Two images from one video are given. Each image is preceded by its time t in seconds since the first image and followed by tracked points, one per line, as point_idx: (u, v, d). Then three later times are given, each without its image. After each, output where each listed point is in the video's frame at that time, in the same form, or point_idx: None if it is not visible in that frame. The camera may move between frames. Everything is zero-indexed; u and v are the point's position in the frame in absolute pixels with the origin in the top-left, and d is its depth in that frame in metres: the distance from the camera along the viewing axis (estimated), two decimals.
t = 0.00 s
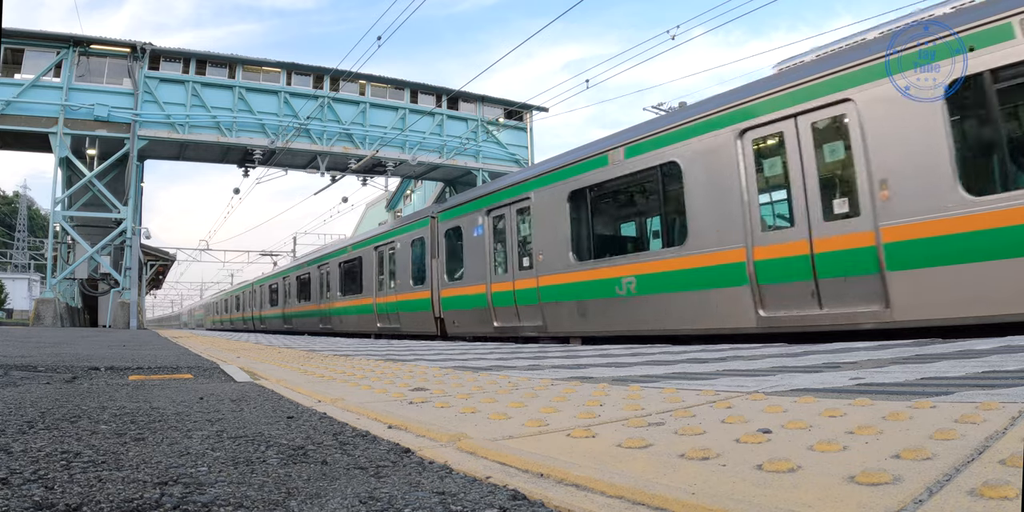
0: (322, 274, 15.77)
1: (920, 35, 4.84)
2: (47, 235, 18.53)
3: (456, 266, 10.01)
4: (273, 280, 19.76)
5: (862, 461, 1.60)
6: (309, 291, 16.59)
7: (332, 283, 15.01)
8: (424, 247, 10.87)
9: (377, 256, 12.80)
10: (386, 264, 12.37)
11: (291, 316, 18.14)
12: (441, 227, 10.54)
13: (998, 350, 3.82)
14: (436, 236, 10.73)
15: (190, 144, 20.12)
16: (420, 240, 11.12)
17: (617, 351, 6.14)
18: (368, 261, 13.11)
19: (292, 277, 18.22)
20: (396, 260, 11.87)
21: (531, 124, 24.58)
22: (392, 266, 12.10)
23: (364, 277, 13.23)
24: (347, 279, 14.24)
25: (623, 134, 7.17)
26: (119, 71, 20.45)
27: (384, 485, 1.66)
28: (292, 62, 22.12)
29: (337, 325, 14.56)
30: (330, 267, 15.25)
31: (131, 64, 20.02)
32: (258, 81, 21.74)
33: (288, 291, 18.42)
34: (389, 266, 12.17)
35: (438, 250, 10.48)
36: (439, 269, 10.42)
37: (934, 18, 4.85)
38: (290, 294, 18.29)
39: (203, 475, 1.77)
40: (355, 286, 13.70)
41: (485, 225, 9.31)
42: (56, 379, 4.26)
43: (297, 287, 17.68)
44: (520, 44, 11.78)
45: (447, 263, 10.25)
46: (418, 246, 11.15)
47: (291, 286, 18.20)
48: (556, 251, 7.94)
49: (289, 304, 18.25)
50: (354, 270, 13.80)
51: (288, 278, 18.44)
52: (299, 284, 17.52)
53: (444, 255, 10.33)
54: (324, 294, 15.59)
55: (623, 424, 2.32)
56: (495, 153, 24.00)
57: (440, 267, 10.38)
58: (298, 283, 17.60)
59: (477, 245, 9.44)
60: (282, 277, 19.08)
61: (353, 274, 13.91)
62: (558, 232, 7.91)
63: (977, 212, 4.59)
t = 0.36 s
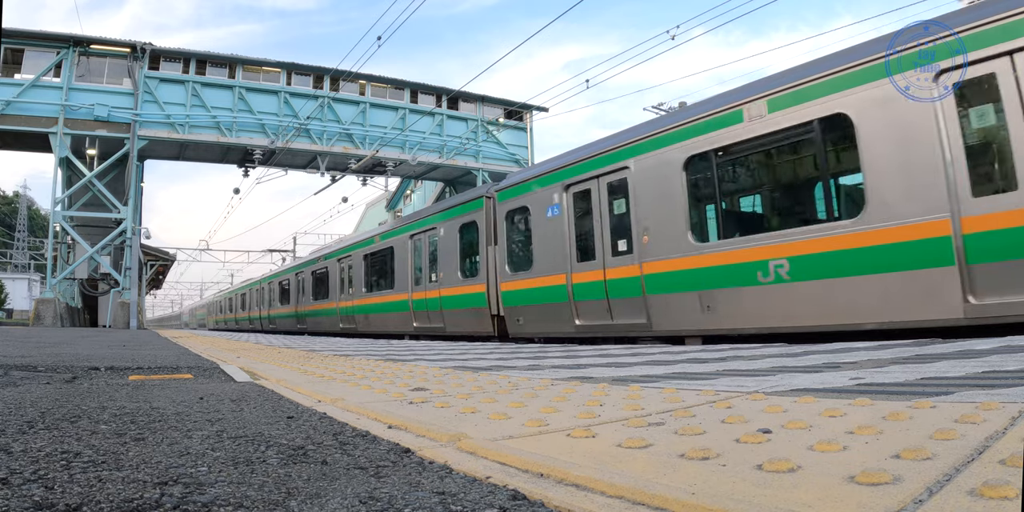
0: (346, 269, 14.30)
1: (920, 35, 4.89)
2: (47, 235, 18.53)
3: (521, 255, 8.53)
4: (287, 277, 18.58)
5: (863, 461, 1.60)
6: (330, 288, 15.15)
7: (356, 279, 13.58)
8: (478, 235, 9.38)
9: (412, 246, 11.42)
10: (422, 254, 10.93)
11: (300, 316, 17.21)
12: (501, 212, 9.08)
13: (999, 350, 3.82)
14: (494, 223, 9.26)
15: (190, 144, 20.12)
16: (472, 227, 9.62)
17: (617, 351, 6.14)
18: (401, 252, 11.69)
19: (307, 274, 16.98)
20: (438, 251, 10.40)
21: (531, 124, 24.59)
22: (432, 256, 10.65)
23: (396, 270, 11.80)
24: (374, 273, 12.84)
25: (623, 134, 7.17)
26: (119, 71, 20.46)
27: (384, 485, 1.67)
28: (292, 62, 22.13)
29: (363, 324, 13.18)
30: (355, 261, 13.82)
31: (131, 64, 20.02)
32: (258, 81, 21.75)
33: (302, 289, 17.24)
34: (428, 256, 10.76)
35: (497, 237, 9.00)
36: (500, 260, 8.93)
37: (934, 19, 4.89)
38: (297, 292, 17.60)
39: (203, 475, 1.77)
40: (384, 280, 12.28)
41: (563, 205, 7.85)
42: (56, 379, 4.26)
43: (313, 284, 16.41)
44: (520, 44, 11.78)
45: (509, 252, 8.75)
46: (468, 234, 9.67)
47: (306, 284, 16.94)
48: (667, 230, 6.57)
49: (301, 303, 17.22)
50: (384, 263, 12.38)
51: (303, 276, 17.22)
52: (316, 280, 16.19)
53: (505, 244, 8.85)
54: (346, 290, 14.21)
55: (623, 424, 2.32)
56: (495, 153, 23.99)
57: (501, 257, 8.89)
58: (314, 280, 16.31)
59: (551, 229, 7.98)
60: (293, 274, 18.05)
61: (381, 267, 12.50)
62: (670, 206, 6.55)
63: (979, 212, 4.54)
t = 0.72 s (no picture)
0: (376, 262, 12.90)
1: (920, 35, 4.89)
2: (47, 235, 18.53)
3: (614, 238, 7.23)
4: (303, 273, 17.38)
5: (863, 461, 1.60)
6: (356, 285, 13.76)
7: (388, 275, 12.20)
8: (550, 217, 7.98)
9: (459, 233, 10.05)
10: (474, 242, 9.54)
11: (318, 316, 16.04)
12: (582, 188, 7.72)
13: (999, 350, 3.82)
14: (572, 202, 7.90)
15: (190, 144, 20.11)
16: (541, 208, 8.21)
17: (617, 351, 6.14)
18: (444, 242, 10.32)
19: (327, 269, 15.75)
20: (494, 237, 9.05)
21: (531, 124, 24.59)
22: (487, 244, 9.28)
23: (439, 259, 10.41)
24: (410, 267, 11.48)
25: (624, 134, 7.18)
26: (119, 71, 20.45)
27: (384, 485, 1.66)
28: (292, 62, 22.12)
29: (397, 324, 11.79)
30: (386, 254, 12.44)
31: (131, 64, 20.02)
32: (258, 81, 21.75)
33: (321, 287, 16.01)
34: (481, 244, 9.41)
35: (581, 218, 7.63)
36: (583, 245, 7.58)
37: (934, 18, 4.87)
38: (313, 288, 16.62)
39: (203, 475, 1.77)
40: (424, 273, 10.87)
41: (671, 174, 6.53)
42: (56, 379, 4.26)
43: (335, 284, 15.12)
44: (520, 44, 11.79)
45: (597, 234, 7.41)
46: (535, 215, 8.30)
47: (326, 281, 15.65)
48: (825, 199, 5.38)
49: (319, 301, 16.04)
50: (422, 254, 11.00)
51: (322, 272, 15.98)
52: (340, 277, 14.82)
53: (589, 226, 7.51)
54: (376, 288, 12.83)
55: (624, 424, 2.32)
56: (495, 153, 23.99)
57: (585, 240, 7.56)
58: (337, 278, 15.04)
59: (653, 206, 6.73)
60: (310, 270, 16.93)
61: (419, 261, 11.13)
62: (829, 169, 5.37)
63: (978, 213, 4.55)
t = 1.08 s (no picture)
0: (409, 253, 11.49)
1: (920, 35, 4.89)
2: (47, 235, 18.53)
3: (740, 216, 6.00)
4: (319, 270, 15.97)
5: (862, 461, 1.60)
6: (383, 281, 12.35)
7: (425, 268, 10.83)
8: (648, 193, 6.71)
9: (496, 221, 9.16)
10: (541, 225, 8.18)
11: (336, 315, 14.63)
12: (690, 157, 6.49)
13: (998, 350, 3.82)
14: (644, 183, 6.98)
15: (189, 144, 20.11)
16: (633, 181, 6.92)
17: (617, 351, 6.14)
18: (499, 226, 8.95)
19: (347, 265, 14.29)
20: (568, 217, 7.70)
21: (531, 124, 24.59)
22: (557, 226, 7.93)
23: (491, 247, 9.06)
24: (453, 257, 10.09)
25: (623, 134, 7.17)
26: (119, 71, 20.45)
27: (384, 485, 1.66)
28: (292, 62, 22.12)
29: (435, 323, 10.44)
30: (421, 245, 11.03)
31: (131, 64, 20.02)
32: (258, 81, 21.75)
33: (340, 285, 14.60)
34: (524, 233, 8.50)
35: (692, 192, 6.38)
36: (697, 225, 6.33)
37: (934, 19, 4.89)
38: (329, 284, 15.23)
39: (203, 475, 1.77)
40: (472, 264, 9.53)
41: (824, 133, 5.37)
42: (55, 379, 4.26)
43: (357, 280, 13.68)
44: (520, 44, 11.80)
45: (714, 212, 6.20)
46: (625, 191, 7.01)
47: (346, 277, 14.25)
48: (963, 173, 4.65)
49: (337, 298, 14.64)
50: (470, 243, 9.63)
51: (341, 267, 14.57)
52: (363, 272, 13.40)
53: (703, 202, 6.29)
54: (408, 283, 11.43)
55: (624, 424, 2.32)
56: (495, 153, 24.00)
57: (701, 219, 6.30)
58: (359, 273, 13.63)
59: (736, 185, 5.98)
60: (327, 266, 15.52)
61: (465, 250, 9.75)
62: (893, 150, 5.01)
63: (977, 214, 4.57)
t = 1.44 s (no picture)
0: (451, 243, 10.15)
1: (920, 35, 4.89)
2: (47, 235, 18.53)
3: (901, 187, 5.02)
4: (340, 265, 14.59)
5: (862, 461, 1.60)
6: (417, 275, 11.02)
7: (472, 260, 9.51)
8: (783, 162, 5.61)
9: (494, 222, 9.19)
10: (630, 202, 6.92)
11: (360, 313, 13.28)
12: (839, 117, 5.42)
13: (998, 350, 3.82)
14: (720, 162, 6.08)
15: (189, 144, 20.11)
16: (762, 146, 5.76)
17: (617, 351, 6.14)
18: (572, 207, 7.67)
19: (374, 260, 12.92)
20: (670, 192, 6.46)
21: (531, 124, 24.60)
22: (653, 205, 6.69)
23: (562, 231, 7.79)
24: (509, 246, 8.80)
25: (624, 133, 7.15)
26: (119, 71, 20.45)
27: (384, 485, 1.66)
28: (292, 62, 22.12)
29: (484, 323, 9.17)
30: (466, 235, 9.70)
31: (132, 64, 20.02)
32: (258, 81, 21.76)
33: (364, 282, 13.21)
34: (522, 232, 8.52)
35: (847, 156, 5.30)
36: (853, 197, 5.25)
37: (935, 19, 4.88)
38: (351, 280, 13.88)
39: (203, 475, 1.77)
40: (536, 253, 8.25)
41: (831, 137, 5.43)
42: (56, 379, 4.27)
43: (385, 276, 12.30)
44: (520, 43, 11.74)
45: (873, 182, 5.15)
46: (750, 160, 5.86)
47: (371, 274, 12.89)
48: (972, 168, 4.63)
49: (361, 296, 13.29)
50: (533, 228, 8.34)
51: (366, 262, 13.21)
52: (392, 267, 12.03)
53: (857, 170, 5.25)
54: (450, 277, 10.11)
55: (624, 424, 2.32)
56: (495, 153, 24.00)
57: (861, 189, 5.21)
58: (387, 269, 12.28)
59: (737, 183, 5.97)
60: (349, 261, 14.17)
61: (526, 237, 8.45)
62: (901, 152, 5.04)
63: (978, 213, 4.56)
